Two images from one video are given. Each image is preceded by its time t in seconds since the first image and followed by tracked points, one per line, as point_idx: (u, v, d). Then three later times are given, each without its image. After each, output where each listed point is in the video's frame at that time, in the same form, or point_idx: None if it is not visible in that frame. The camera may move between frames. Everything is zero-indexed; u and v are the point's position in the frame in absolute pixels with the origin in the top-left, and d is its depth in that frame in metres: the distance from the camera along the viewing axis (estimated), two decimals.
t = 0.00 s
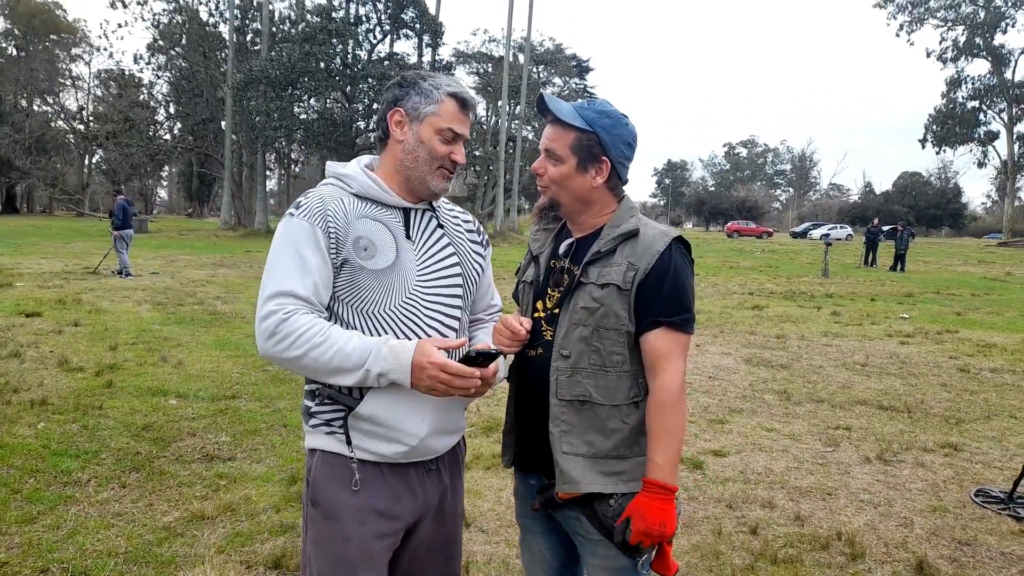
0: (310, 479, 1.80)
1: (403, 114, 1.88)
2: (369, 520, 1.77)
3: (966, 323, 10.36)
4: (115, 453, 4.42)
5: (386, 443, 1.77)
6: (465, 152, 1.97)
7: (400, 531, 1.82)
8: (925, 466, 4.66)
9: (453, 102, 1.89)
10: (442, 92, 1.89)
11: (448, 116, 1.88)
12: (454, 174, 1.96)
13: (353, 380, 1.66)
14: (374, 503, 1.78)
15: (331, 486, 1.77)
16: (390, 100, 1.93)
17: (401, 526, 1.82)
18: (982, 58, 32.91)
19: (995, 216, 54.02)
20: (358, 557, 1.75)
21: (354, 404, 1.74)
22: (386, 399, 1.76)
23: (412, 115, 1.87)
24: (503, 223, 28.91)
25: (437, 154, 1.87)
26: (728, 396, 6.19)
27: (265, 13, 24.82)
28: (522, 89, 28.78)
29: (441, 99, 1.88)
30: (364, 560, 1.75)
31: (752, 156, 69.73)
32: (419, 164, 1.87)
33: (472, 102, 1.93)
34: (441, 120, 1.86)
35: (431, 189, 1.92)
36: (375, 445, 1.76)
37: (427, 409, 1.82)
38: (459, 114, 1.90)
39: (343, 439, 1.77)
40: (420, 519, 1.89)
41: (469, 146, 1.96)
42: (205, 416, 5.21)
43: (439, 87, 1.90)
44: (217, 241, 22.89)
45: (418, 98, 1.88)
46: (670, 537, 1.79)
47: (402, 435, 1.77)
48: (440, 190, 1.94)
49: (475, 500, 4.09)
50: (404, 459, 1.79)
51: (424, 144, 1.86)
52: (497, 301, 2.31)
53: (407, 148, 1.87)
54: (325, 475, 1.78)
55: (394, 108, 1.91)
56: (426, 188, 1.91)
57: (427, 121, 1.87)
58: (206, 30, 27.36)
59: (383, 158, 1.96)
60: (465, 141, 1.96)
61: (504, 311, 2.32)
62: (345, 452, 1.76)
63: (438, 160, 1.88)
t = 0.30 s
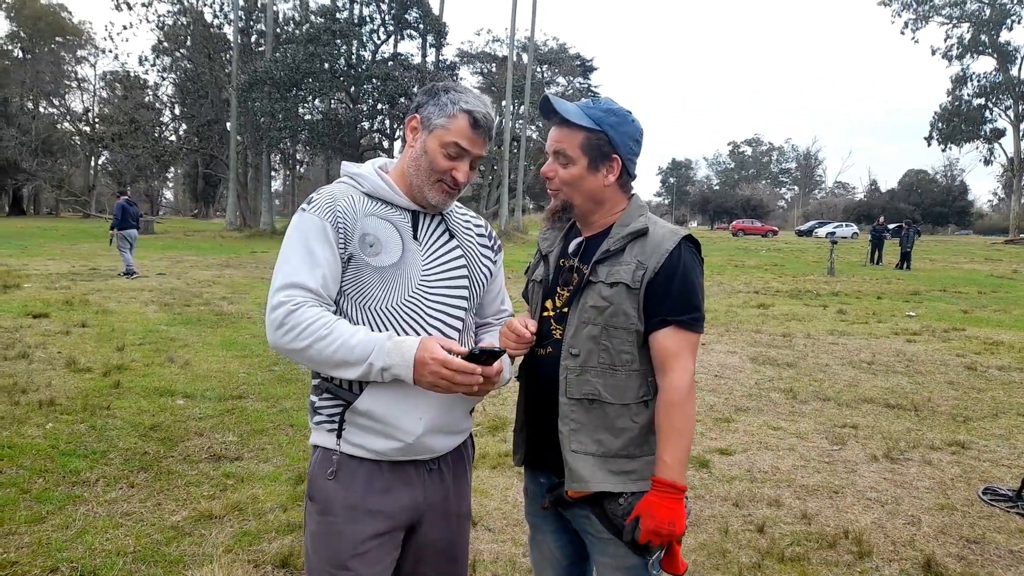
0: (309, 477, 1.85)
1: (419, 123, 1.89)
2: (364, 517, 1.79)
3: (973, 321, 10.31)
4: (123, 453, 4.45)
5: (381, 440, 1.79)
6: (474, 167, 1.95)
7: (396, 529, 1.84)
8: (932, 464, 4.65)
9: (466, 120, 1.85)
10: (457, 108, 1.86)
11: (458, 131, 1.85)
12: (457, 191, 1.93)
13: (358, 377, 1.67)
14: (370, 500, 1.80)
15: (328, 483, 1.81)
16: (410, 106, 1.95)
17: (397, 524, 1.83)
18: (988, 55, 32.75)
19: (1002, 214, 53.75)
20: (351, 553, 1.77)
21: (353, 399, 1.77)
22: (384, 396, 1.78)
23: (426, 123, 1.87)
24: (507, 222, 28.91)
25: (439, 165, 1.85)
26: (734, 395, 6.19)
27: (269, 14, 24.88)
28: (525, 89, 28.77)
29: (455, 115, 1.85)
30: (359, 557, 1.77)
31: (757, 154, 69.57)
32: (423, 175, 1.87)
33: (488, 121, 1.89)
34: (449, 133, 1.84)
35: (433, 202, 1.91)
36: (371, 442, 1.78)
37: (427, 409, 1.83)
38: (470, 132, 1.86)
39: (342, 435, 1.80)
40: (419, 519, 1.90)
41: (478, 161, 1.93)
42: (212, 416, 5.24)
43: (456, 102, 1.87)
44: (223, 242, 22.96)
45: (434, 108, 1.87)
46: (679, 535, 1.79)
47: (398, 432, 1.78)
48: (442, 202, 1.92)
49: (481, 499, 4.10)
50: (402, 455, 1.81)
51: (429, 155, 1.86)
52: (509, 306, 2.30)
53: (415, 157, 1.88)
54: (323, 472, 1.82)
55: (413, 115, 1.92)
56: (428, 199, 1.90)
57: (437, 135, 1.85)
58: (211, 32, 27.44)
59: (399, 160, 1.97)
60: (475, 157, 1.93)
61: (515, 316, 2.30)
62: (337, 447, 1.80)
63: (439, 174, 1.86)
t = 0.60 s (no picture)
0: (304, 477, 1.85)
1: (410, 127, 1.88)
2: (359, 518, 1.79)
3: (970, 316, 10.32)
4: (121, 454, 4.44)
5: (376, 436, 1.78)
6: (467, 171, 1.91)
7: (392, 528, 1.83)
8: (931, 460, 4.65)
9: (455, 125, 1.83)
10: (447, 112, 1.83)
11: (447, 137, 1.83)
12: (448, 196, 1.92)
13: (357, 372, 1.66)
14: (363, 500, 1.80)
15: (322, 483, 1.81)
16: (404, 107, 1.94)
17: (392, 524, 1.83)
18: (985, 49, 32.76)
19: (999, 209, 53.82)
20: (345, 552, 1.77)
21: (347, 395, 1.76)
22: (380, 391, 1.77)
23: (416, 127, 1.85)
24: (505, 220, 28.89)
25: (432, 172, 1.84)
26: (733, 392, 6.18)
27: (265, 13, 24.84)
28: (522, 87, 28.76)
29: (445, 120, 1.83)
30: (351, 558, 1.77)
31: (754, 150, 69.59)
32: (413, 179, 1.85)
33: (478, 126, 1.86)
34: (438, 139, 1.82)
35: (423, 207, 1.90)
36: (363, 438, 1.78)
37: (423, 405, 1.83)
38: (460, 137, 1.84)
39: (337, 433, 1.79)
40: (415, 519, 1.90)
41: (471, 166, 1.91)
42: (210, 417, 5.23)
43: (445, 106, 1.84)
44: (220, 242, 22.94)
45: (425, 112, 1.85)
46: (688, 533, 1.77)
47: (392, 429, 1.77)
48: (436, 206, 1.91)
49: (480, 498, 4.09)
50: (399, 454, 1.80)
51: (419, 160, 1.84)
52: (508, 305, 2.29)
53: (406, 161, 1.87)
54: (318, 471, 1.81)
55: (405, 118, 1.91)
56: (417, 204, 1.89)
57: (426, 140, 1.84)
58: (206, 31, 27.39)
59: (394, 161, 1.96)
60: (468, 164, 1.90)
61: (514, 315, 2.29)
62: (332, 445, 1.80)
63: (429, 179, 1.85)
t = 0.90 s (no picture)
0: (305, 476, 1.85)
1: (416, 128, 1.87)
2: (360, 516, 1.79)
3: (972, 314, 10.32)
4: (123, 453, 4.45)
5: (378, 435, 1.78)
6: (470, 174, 1.90)
7: (394, 526, 1.84)
8: (932, 457, 4.66)
9: (460, 129, 1.82)
10: (452, 116, 1.82)
11: (452, 141, 1.82)
12: (452, 198, 1.92)
13: (358, 371, 1.66)
14: (366, 498, 1.80)
15: (323, 481, 1.81)
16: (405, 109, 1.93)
17: (394, 522, 1.83)
18: (985, 47, 32.72)
19: (999, 206, 53.80)
20: (348, 549, 1.77)
21: (348, 394, 1.76)
22: (381, 391, 1.77)
23: (421, 131, 1.85)
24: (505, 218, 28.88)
25: (435, 175, 1.84)
26: (734, 390, 6.19)
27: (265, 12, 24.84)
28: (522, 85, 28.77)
29: (450, 124, 1.82)
30: (353, 557, 1.78)
31: (755, 148, 69.58)
32: (418, 182, 1.85)
33: (483, 131, 1.84)
34: (443, 144, 1.82)
35: (426, 210, 1.91)
36: (365, 436, 1.78)
37: (423, 405, 1.82)
38: (464, 142, 1.83)
39: (338, 432, 1.79)
40: (417, 517, 1.90)
41: (474, 170, 1.90)
42: (212, 416, 5.23)
43: (451, 109, 1.83)
44: (221, 241, 22.95)
45: (430, 115, 1.84)
46: (700, 527, 1.78)
47: (393, 428, 1.78)
48: (439, 208, 1.91)
49: (482, 496, 4.09)
50: (399, 452, 1.80)
51: (423, 163, 1.84)
52: (511, 304, 2.28)
53: (412, 164, 1.87)
54: (319, 470, 1.82)
55: (410, 120, 1.90)
56: (421, 206, 1.89)
57: (431, 143, 1.83)
58: (206, 30, 27.38)
59: (397, 159, 1.96)
60: (472, 167, 1.89)
61: (517, 314, 2.29)
62: (333, 445, 1.80)
63: (433, 182, 1.85)
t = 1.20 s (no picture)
0: (312, 478, 1.85)
1: (417, 131, 1.88)
2: (367, 518, 1.79)
3: (974, 314, 10.30)
4: (126, 457, 4.45)
5: (385, 437, 1.78)
6: (473, 175, 1.90)
7: (400, 529, 1.83)
8: (935, 458, 4.65)
9: (461, 128, 1.82)
10: (453, 117, 1.83)
11: (453, 142, 1.82)
12: (455, 200, 1.92)
13: (361, 374, 1.66)
14: (372, 500, 1.80)
15: (330, 483, 1.81)
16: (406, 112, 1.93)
17: (400, 524, 1.83)
18: (986, 47, 32.68)
19: (1001, 206, 53.72)
20: (353, 551, 1.77)
21: (354, 397, 1.77)
22: (386, 392, 1.77)
23: (423, 132, 1.85)
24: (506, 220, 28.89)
25: (436, 177, 1.84)
26: (736, 391, 6.18)
27: (266, 16, 24.91)
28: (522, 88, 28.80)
29: (450, 125, 1.82)
30: (361, 558, 1.78)
31: (756, 149, 69.57)
32: (421, 185, 1.85)
33: (484, 130, 1.84)
34: (444, 145, 1.82)
35: (429, 212, 1.91)
36: (371, 438, 1.78)
37: (427, 407, 1.82)
38: (466, 142, 1.83)
39: (344, 434, 1.80)
40: (423, 520, 1.90)
41: (476, 171, 1.90)
42: (214, 419, 5.24)
43: (451, 111, 1.84)
44: (223, 245, 23.03)
45: (430, 118, 1.85)
46: (713, 526, 1.78)
47: (399, 429, 1.78)
48: (444, 209, 1.91)
49: (484, 499, 4.09)
50: (405, 454, 1.80)
51: (426, 165, 1.84)
52: (516, 306, 2.28)
53: (415, 166, 1.87)
54: (327, 471, 1.82)
55: (411, 123, 1.91)
56: (424, 209, 1.90)
57: (433, 145, 1.84)
58: (207, 34, 27.45)
59: (399, 164, 1.96)
60: (475, 167, 1.89)
61: (522, 316, 2.29)
62: (340, 447, 1.80)
63: (436, 184, 1.85)
